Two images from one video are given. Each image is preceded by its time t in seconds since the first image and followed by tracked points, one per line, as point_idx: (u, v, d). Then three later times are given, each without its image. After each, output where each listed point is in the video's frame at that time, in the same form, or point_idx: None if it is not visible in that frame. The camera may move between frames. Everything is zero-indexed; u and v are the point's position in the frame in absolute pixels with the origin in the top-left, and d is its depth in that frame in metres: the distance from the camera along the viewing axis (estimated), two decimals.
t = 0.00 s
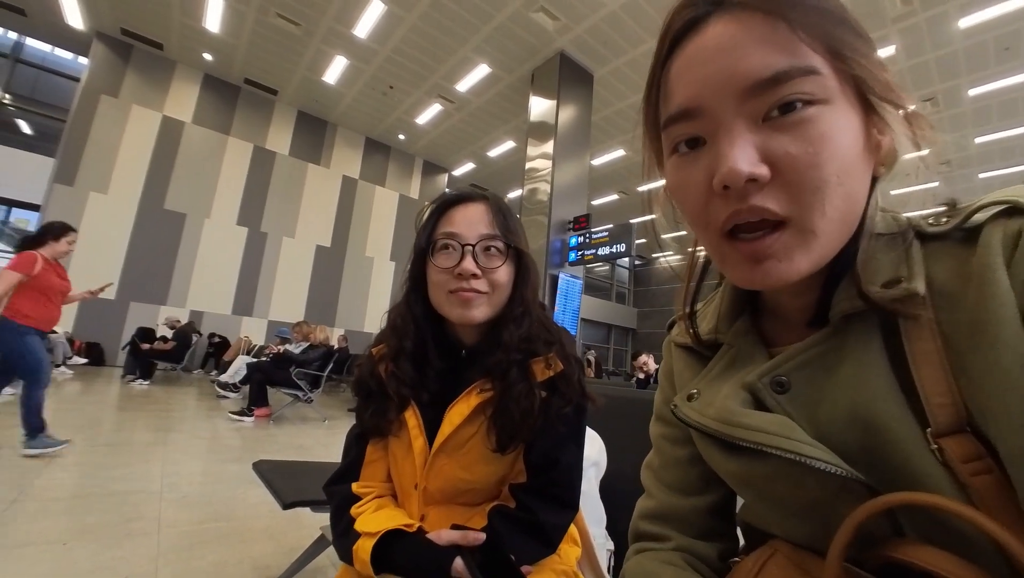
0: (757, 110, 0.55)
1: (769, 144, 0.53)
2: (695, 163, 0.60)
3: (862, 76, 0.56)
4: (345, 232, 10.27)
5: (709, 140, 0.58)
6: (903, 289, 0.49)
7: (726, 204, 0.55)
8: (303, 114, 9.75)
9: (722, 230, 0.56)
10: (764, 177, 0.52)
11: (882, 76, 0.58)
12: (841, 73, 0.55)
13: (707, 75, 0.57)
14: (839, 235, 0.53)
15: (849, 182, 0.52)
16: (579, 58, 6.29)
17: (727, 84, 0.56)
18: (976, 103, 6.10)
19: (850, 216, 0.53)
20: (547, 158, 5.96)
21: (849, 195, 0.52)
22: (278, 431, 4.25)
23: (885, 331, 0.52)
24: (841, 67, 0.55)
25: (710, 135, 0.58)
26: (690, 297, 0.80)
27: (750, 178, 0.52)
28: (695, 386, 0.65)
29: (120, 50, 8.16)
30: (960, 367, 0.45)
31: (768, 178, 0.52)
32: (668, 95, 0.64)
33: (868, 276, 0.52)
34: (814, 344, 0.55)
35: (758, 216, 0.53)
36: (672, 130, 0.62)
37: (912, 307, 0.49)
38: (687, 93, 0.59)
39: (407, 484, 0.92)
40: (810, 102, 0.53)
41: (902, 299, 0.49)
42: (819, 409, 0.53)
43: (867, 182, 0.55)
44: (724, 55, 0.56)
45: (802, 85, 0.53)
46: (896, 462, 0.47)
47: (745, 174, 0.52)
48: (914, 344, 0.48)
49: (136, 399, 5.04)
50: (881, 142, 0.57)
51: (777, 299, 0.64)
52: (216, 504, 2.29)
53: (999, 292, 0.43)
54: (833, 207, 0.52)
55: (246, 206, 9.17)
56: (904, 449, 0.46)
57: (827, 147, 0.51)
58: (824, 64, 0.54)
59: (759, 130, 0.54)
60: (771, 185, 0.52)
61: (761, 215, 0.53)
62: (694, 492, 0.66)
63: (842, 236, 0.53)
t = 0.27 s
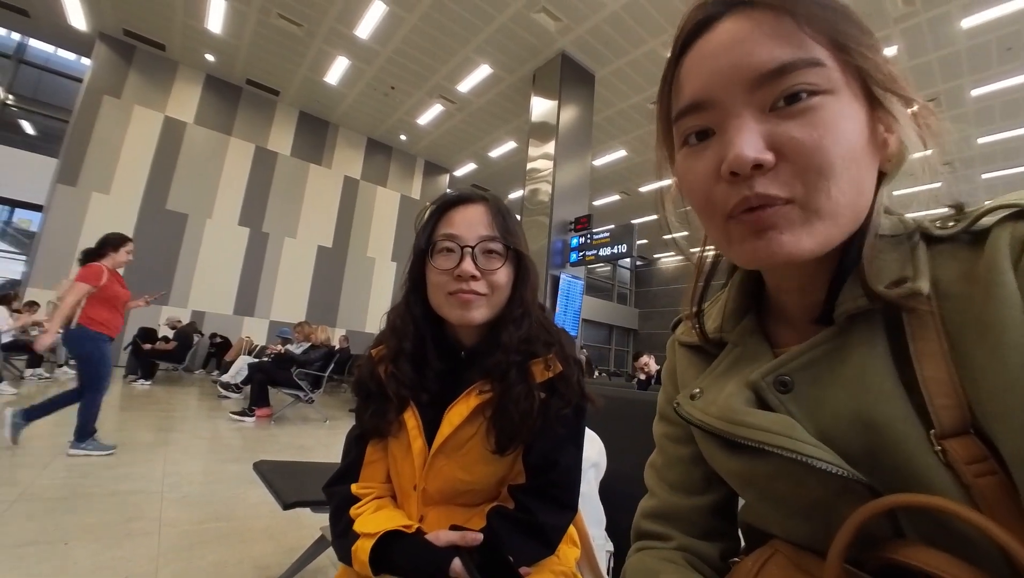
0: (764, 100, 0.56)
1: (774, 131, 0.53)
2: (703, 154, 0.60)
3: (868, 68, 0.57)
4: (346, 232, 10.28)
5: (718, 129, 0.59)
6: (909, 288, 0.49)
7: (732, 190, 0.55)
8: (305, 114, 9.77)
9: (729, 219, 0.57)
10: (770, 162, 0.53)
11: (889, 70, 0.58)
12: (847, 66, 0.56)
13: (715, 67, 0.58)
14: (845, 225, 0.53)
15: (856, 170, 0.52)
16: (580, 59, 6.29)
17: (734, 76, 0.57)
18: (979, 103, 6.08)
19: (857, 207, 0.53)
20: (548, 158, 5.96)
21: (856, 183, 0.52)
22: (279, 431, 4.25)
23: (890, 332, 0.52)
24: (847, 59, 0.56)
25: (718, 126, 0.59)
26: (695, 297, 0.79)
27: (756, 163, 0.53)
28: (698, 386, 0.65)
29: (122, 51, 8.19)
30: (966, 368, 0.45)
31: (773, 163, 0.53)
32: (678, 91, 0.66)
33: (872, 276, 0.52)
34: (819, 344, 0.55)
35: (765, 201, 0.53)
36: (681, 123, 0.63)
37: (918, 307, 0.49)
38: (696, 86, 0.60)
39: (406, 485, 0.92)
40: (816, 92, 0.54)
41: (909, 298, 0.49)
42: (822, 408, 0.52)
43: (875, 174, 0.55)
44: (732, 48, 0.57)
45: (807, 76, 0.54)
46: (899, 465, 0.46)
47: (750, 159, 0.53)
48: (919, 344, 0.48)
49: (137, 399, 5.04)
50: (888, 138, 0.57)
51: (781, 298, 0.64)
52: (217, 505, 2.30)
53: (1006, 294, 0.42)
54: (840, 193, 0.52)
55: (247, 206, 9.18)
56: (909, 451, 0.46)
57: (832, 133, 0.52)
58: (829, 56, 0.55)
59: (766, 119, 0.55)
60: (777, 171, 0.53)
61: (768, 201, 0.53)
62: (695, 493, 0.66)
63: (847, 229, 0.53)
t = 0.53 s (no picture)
0: (760, 102, 0.56)
1: (769, 130, 0.54)
2: (701, 154, 0.61)
3: (862, 76, 0.57)
4: (347, 232, 10.28)
5: (715, 131, 0.60)
6: (904, 293, 0.48)
7: (728, 187, 0.55)
8: (305, 115, 9.77)
9: (726, 216, 0.57)
10: (764, 159, 0.53)
11: (885, 77, 0.58)
12: (842, 73, 0.56)
13: (713, 70, 0.59)
14: (841, 225, 0.52)
15: (851, 171, 0.52)
16: (581, 59, 6.29)
17: (731, 79, 0.58)
18: (980, 103, 6.06)
19: (853, 208, 0.53)
20: (549, 159, 5.96)
21: (852, 183, 0.52)
22: (279, 432, 4.25)
23: (891, 338, 0.51)
24: (842, 64, 0.56)
25: (716, 128, 0.60)
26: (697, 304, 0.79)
27: (749, 161, 0.53)
28: (699, 392, 0.64)
29: (123, 52, 8.20)
30: (966, 375, 0.44)
31: (767, 161, 0.53)
32: (680, 97, 0.66)
33: (871, 280, 0.52)
34: (819, 350, 0.55)
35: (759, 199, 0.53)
36: (682, 126, 0.64)
37: (918, 314, 0.49)
38: (695, 90, 0.61)
39: (404, 489, 0.92)
40: (809, 95, 0.54)
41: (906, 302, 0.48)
42: (822, 415, 0.52)
43: (870, 179, 0.54)
44: (730, 53, 0.58)
45: (801, 79, 0.55)
46: (901, 473, 0.46)
47: (744, 156, 0.53)
48: (919, 350, 0.47)
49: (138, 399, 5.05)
50: (886, 145, 0.56)
51: (781, 303, 0.63)
52: (217, 505, 2.29)
53: (1005, 300, 0.42)
54: (834, 192, 0.51)
55: (248, 206, 9.19)
56: (910, 459, 0.45)
57: (825, 133, 0.52)
58: (824, 62, 0.56)
59: (761, 120, 0.55)
60: (771, 169, 0.53)
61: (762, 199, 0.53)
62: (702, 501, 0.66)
63: (845, 229, 0.53)
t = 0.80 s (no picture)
0: (758, 108, 0.56)
1: (766, 134, 0.53)
2: (700, 158, 0.61)
3: (864, 80, 0.56)
4: (347, 233, 10.28)
5: (715, 136, 0.60)
6: (904, 297, 0.47)
7: (726, 189, 0.55)
8: (305, 115, 9.76)
9: (724, 219, 0.56)
10: (761, 162, 0.53)
11: (887, 81, 0.57)
12: (844, 77, 0.56)
13: (714, 75, 0.59)
14: (841, 229, 0.51)
15: (850, 176, 0.51)
16: (581, 59, 6.28)
17: (731, 84, 0.57)
18: (981, 103, 6.06)
19: (855, 211, 0.52)
20: (549, 159, 5.95)
21: (851, 188, 0.51)
22: (280, 432, 4.25)
23: (894, 342, 0.51)
24: (844, 69, 0.55)
25: (715, 133, 0.60)
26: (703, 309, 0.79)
27: (746, 164, 0.53)
28: (703, 397, 0.63)
29: (123, 52, 8.19)
30: (969, 382, 0.44)
31: (765, 165, 0.53)
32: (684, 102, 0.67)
33: (873, 284, 0.51)
34: (822, 356, 0.54)
35: (756, 201, 0.53)
36: (685, 130, 0.64)
37: (921, 319, 0.48)
38: (696, 96, 0.61)
39: (406, 495, 0.91)
40: (806, 99, 0.54)
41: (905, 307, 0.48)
42: (825, 421, 0.51)
43: (870, 185, 0.53)
44: (730, 59, 0.58)
45: (798, 85, 0.54)
46: (906, 481, 0.45)
47: (743, 157, 0.53)
48: (923, 352, 0.47)
49: (138, 400, 5.04)
50: (886, 152, 0.55)
51: (784, 307, 0.62)
52: (217, 507, 2.29)
53: (1008, 305, 0.41)
54: (833, 195, 0.51)
55: (248, 207, 9.18)
56: (915, 467, 0.44)
57: (823, 137, 0.51)
58: (825, 68, 0.55)
59: (760, 124, 0.55)
60: (769, 172, 0.53)
61: (758, 200, 0.53)
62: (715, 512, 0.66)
63: (844, 232, 0.52)
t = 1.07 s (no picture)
0: (754, 106, 0.56)
1: (761, 132, 0.54)
2: (699, 157, 0.61)
3: (862, 74, 0.55)
4: (347, 233, 10.27)
5: (711, 135, 0.60)
6: (908, 294, 0.47)
7: (722, 188, 0.56)
8: (305, 115, 9.76)
9: (721, 217, 0.57)
10: (755, 160, 0.53)
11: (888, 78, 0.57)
12: (842, 73, 0.55)
13: (710, 76, 0.60)
14: (838, 226, 0.51)
15: (847, 173, 0.51)
16: (581, 59, 6.27)
17: (727, 83, 0.58)
18: (981, 102, 6.05)
19: (854, 209, 0.52)
20: (549, 159, 5.95)
21: (847, 186, 0.51)
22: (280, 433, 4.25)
23: (898, 340, 0.50)
24: (840, 66, 0.55)
25: (713, 131, 0.60)
26: (706, 308, 0.78)
27: (741, 162, 0.53)
28: (706, 396, 0.63)
29: (123, 52, 8.19)
30: (975, 379, 0.43)
31: (759, 163, 0.53)
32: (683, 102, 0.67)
33: (876, 282, 0.51)
34: (826, 353, 0.54)
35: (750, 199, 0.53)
36: (684, 130, 0.65)
37: (924, 315, 0.48)
38: (693, 96, 0.62)
39: (408, 495, 0.91)
40: (801, 98, 0.54)
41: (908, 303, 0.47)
42: (829, 419, 0.51)
43: (868, 182, 0.53)
44: (724, 61, 0.59)
45: (791, 83, 0.55)
46: (910, 479, 0.45)
47: (738, 155, 0.54)
48: (928, 349, 0.46)
49: (139, 400, 5.04)
50: (886, 147, 0.55)
51: (787, 305, 0.62)
52: (218, 507, 2.29)
53: (1013, 302, 0.41)
54: (828, 193, 0.50)
55: (248, 207, 9.18)
56: (920, 465, 0.44)
57: (817, 133, 0.51)
58: (820, 65, 0.55)
59: (755, 123, 0.55)
60: (763, 170, 0.53)
61: (753, 198, 0.53)
62: (718, 511, 0.66)
63: (844, 230, 0.52)
